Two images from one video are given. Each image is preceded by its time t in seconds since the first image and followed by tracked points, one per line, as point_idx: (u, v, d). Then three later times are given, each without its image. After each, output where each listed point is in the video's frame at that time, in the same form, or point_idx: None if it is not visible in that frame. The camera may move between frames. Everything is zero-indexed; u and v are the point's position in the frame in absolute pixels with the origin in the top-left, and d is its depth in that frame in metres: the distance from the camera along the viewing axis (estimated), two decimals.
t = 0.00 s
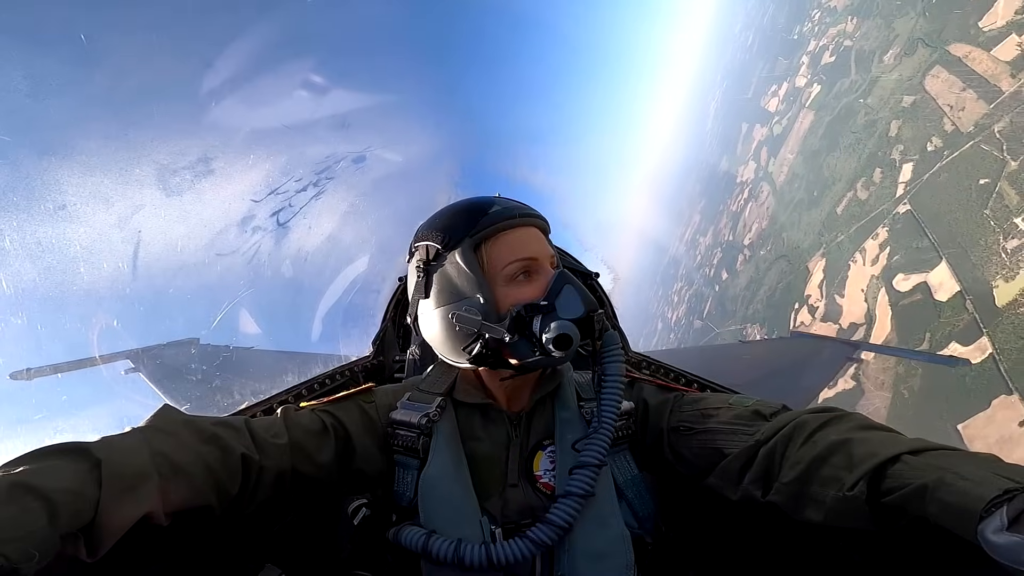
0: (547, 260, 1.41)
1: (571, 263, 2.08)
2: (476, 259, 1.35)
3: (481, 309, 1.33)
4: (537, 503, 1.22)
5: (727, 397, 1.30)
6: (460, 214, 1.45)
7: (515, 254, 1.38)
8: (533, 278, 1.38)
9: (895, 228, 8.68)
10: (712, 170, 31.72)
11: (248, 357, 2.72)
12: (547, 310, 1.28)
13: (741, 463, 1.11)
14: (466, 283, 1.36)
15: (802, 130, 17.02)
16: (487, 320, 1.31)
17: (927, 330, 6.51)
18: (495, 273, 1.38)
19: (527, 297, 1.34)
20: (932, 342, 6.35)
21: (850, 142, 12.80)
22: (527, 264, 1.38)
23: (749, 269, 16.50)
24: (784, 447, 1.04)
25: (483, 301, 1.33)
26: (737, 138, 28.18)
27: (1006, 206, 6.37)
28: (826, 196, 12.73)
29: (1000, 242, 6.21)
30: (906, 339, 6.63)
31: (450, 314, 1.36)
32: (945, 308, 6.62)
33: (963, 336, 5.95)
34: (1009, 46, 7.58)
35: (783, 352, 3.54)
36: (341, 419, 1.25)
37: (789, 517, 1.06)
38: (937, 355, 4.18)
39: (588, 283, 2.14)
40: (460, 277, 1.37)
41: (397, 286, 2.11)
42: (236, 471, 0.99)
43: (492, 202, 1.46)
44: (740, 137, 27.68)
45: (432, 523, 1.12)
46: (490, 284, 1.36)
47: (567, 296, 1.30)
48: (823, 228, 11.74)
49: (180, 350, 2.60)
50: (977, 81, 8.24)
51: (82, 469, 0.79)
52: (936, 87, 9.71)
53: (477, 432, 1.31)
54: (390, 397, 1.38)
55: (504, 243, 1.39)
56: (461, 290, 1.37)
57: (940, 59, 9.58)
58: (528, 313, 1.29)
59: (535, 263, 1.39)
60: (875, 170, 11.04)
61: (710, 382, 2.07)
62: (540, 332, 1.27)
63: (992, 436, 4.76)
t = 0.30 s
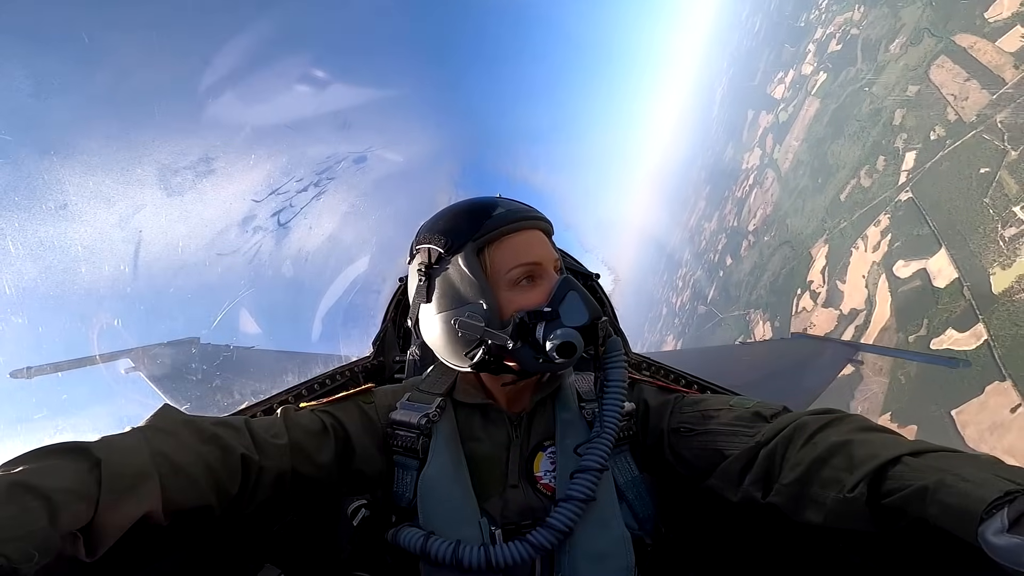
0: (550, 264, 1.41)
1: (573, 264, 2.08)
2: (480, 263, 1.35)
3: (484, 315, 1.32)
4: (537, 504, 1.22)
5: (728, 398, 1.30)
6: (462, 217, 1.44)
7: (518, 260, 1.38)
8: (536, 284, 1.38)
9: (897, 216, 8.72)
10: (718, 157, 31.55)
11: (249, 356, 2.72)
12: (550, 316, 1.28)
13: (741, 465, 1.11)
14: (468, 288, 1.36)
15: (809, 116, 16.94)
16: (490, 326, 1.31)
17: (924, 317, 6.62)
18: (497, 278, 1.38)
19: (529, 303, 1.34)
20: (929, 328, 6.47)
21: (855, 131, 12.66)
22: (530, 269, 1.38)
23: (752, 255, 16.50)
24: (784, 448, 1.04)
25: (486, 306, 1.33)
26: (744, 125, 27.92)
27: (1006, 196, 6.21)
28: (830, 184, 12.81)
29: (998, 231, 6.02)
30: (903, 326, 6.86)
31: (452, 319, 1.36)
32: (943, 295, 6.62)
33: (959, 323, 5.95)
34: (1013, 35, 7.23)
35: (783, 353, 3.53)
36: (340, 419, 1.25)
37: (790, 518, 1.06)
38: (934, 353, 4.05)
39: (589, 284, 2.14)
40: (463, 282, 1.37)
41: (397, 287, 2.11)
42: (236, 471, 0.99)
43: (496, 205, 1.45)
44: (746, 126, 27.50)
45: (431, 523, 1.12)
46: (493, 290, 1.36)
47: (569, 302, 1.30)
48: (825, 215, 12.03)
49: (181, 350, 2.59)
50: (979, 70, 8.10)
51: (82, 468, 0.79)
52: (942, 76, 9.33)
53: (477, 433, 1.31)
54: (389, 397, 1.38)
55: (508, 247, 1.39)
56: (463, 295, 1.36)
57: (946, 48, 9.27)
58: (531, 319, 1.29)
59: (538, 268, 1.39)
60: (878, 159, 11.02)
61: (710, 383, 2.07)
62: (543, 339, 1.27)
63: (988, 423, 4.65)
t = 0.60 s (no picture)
0: (547, 271, 1.42)
1: (574, 269, 2.08)
2: (477, 270, 1.35)
3: (482, 322, 1.32)
4: (538, 507, 1.22)
5: (729, 401, 1.29)
6: (458, 224, 1.44)
7: (516, 267, 1.38)
8: (533, 290, 1.38)
9: (899, 203, 7.70)
10: (715, 144, 30.02)
11: (250, 359, 2.72)
12: (548, 323, 1.28)
13: (742, 468, 1.11)
14: (466, 295, 1.35)
15: (811, 103, 14.29)
16: (488, 333, 1.31)
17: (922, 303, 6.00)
18: (495, 286, 1.38)
19: (527, 310, 1.34)
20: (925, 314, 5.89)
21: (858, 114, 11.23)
22: (527, 276, 1.38)
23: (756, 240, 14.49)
24: (786, 451, 1.04)
25: (483, 314, 1.33)
26: (744, 105, 24.99)
27: (1006, 183, 5.60)
28: (834, 169, 11.04)
29: (995, 217, 5.46)
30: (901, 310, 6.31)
31: (450, 326, 1.35)
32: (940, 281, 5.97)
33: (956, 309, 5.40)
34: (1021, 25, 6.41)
35: (784, 356, 3.50)
36: (340, 422, 1.25)
37: (792, 521, 1.05)
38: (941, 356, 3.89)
39: (588, 288, 2.14)
40: (460, 289, 1.37)
41: (397, 291, 2.11)
42: (237, 475, 0.99)
43: (493, 212, 1.45)
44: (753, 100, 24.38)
45: (430, 527, 1.11)
46: (490, 297, 1.36)
47: (568, 308, 1.30)
48: (827, 201, 10.67)
49: (181, 353, 2.59)
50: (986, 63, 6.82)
51: (84, 472, 0.79)
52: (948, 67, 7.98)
53: (477, 436, 1.31)
54: (389, 401, 1.38)
55: (506, 254, 1.39)
56: (461, 302, 1.36)
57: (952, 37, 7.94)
58: (529, 326, 1.29)
59: (536, 274, 1.39)
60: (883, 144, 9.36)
61: (711, 386, 2.06)
62: (541, 346, 1.27)
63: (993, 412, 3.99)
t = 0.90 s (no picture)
0: (547, 266, 1.41)
1: (575, 270, 2.09)
2: (477, 265, 1.35)
3: (479, 315, 1.32)
4: (537, 506, 1.21)
5: (729, 403, 1.29)
6: (461, 220, 1.46)
7: (515, 260, 1.38)
8: (532, 284, 1.38)
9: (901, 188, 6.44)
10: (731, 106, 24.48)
11: (250, 356, 2.71)
12: (545, 317, 1.28)
13: (740, 470, 1.11)
14: (465, 287, 1.36)
15: (817, 91, 12.01)
16: (486, 326, 1.31)
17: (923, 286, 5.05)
18: (494, 279, 1.39)
19: (525, 304, 1.34)
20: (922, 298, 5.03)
21: (865, 99, 8.90)
22: (526, 270, 1.38)
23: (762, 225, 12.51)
24: (785, 454, 1.04)
25: (481, 306, 1.33)
26: (761, 74, 20.35)
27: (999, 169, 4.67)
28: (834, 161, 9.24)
29: (994, 204, 4.50)
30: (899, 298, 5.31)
31: (449, 318, 1.36)
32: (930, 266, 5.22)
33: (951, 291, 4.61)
34: None
35: (785, 359, 3.51)
36: (339, 421, 1.25)
37: (789, 524, 1.05)
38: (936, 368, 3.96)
39: (589, 289, 2.15)
40: (460, 282, 1.37)
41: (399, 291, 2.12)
42: (235, 473, 0.99)
43: (495, 209, 1.47)
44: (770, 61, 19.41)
45: (426, 526, 1.12)
46: (489, 290, 1.36)
47: (566, 303, 1.30)
48: (832, 187, 8.89)
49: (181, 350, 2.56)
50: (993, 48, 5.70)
51: (79, 469, 0.79)
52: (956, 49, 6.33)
53: (476, 435, 1.31)
54: (388, 400, 1.39)
55: (506, 249, 1.39)
56: (460, 295, 1.37)
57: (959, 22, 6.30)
58: (526, 319, 1.29)
59: (535, 269, 1.39)
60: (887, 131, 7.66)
61: (710, 388, 2.06)
62: (538, 339, 1.27)
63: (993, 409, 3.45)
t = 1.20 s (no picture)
0: (544, 262, 1.41)
1: (575, 270, 2.10)
2: (474, 257, 1.36)
3: (474, 306, 1.33)
4: (536, 504, 1.21)
5: (728, 403, 1.29)
6: (463, 218, 1.48)
7: (512, 254, 1.39)
8: (527, 279, 1.38)
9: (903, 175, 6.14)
10: (738, 86, 23.47)
11: (249, 355, 2.70)
12: (538, 309, 1.28)
13: (739, 471, 1.11)
14: (461, 279, 1.37)
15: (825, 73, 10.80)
16: (480, 316, 1.31)
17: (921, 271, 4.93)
18: (492, 273, 1.39)
19: (519, 296, 1.34)
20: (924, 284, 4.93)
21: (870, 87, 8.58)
22: (523, 264, 1.39)
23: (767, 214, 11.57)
24: (784, 454, 1.04)
25: (476, 296, 1.33)
26: (763, 55, 19.49)
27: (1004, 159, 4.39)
28: (838, 144, 8.68)
29: (994, 193, 4.32)
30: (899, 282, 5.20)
31: (446, 309, 1.37)
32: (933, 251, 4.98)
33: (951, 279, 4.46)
34: None
35: (785, 360, 3.52)
36: (337, 420, 1.25)
37: (787, 524, 1.05)
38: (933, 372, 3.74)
39: (589, 289, 2.17)
40: (458, 275, 1.38)
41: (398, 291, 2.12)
42: (234, 471, 0.99)
43: (495, 208, 1.49)
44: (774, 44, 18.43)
45: (423, 523, 1.11)
46: (485, 282, 1.37)
47: (559, 296, 1.29)
48: (835, 173, 8.45)
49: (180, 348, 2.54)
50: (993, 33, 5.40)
51: (78, 468, 0.79)
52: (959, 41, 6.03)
53: (475, 433, 1.31)
54: (387, 399, 1.40)
55: (503, 244, 1.41)
56: (457, 286, 1.38)
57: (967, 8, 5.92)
58: (519, 310, 1.29)
59: (531, 264, 1.40)
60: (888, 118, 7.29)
61: (709, 389, 2.06)
62: (530, 331, 1.26)
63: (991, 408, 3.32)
